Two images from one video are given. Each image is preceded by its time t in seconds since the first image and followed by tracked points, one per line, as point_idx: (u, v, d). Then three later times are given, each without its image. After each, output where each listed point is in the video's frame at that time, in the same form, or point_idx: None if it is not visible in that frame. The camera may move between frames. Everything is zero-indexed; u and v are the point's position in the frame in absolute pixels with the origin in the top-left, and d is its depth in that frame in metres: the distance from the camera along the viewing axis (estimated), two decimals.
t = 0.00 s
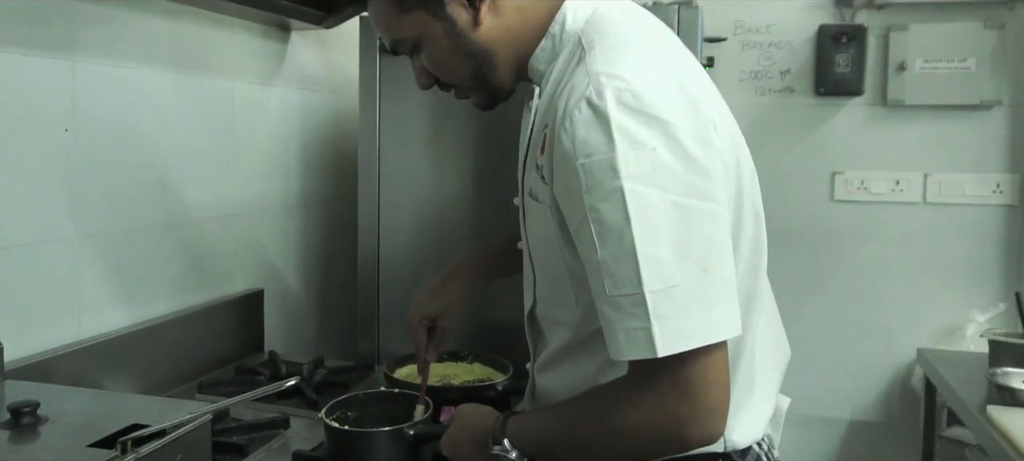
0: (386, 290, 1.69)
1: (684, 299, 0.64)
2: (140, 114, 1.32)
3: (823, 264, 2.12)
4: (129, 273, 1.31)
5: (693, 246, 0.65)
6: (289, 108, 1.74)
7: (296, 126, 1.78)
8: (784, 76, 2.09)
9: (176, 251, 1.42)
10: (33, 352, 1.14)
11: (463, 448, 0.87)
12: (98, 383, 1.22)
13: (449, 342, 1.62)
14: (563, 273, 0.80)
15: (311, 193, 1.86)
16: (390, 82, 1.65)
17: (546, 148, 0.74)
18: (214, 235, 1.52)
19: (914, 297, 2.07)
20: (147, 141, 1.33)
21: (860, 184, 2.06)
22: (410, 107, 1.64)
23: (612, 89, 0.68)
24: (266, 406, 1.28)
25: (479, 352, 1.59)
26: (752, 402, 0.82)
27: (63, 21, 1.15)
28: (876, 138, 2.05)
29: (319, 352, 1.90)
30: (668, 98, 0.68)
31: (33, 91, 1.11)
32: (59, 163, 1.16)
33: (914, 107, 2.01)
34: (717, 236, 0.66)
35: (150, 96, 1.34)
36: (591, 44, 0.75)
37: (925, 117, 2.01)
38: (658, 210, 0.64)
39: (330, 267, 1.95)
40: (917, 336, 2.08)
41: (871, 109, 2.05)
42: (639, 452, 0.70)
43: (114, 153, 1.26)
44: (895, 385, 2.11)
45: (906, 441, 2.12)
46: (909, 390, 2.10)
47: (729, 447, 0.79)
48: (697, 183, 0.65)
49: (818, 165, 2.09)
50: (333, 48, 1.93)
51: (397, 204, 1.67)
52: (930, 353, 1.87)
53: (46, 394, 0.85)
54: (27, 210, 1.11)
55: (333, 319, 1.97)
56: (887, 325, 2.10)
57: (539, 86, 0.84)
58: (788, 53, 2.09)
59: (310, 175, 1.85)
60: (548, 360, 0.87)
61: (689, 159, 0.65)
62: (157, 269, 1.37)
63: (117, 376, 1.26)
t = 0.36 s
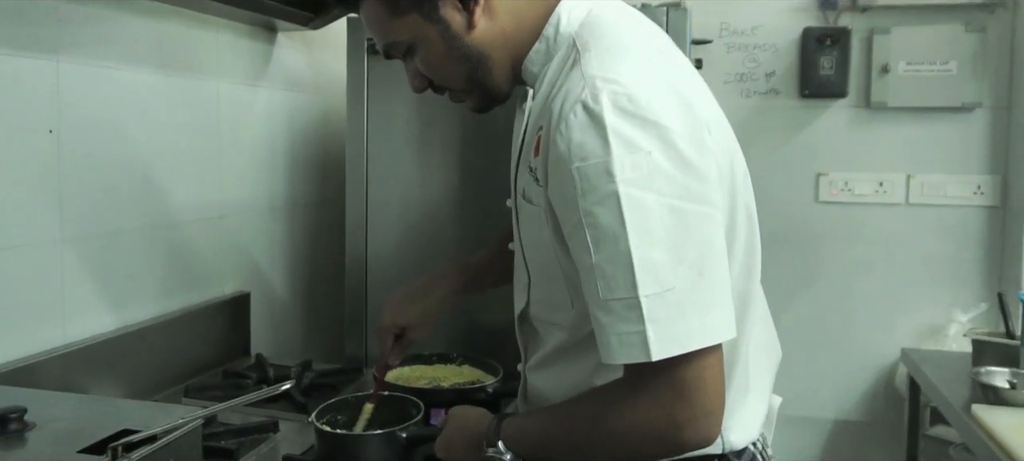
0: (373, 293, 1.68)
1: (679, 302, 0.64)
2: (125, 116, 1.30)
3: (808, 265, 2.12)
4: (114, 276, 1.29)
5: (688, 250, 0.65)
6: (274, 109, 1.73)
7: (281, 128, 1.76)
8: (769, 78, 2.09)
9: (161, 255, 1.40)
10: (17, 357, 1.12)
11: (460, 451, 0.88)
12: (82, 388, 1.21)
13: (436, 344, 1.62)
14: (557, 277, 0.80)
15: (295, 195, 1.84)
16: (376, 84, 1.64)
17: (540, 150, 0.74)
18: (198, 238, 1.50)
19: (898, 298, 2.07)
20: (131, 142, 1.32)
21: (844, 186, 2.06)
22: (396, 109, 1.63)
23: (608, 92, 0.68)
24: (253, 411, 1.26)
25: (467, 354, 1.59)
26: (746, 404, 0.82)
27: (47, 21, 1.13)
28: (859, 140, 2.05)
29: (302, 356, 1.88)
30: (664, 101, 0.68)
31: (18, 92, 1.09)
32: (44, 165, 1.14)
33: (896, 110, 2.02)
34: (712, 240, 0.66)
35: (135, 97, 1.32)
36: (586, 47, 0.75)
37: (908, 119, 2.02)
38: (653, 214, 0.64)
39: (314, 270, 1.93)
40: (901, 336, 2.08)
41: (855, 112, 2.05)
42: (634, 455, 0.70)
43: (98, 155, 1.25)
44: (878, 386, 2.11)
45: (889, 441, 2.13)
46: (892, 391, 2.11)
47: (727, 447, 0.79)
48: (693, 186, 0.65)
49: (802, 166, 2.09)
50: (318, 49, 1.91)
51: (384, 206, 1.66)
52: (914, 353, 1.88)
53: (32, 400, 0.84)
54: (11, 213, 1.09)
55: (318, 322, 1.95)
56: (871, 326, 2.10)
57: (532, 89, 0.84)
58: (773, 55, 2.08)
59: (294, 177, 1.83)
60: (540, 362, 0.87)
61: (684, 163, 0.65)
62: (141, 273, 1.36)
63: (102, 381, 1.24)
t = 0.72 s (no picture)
0: (360, 294, 1.67)
1: (675, 302, 0.65)
2: (111, 116, 1.29)
3: (792, 265, 2.12)
4: (100, 278, 1.28)
5: (684, 251, 0.65)
6: (260, 110, 1.71)
7: (267, 129, 1.75)
8: (753, 81, 2.09)
9: (146, 257, 1.39)
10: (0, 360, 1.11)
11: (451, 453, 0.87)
12: (67, 392, 1.19)
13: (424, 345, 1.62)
14: (550, 278, 0.80)
15: (281, 197, 1.82)
16: (363, 84, 1.63)
17: (536, 151, 0.75)
18: (182, 240, 1.48)
19: (881, 298, 2.08)
20: (116, 143, 1.30)
21: (828, 187, 2.07)
22: (383, 110, 1.63)
23: (604, 93, 0.68)
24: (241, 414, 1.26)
25: (455, 356, 1.59)
26: (737, 404, 0.83)
27: (32, 20, 1.12)
28: (842, 142, 2.06)
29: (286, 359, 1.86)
30: (659, 103, 0.68)
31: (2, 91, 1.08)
32: (28, 166, 1.13)
33: (879, 112, 2.03)
34: (707, 241, 0.66)
35: (121, 97, 1.31)
36: (581, 49, 0.76)
37: (891, 122, 2.03)
38: (650, 214, 0.64)
39: (300, 272, 1.92)
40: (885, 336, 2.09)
41: (838, 113, 2.06)
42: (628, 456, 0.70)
43: (83, 156, 1.23)
44: (863, 386, 2.13)
45: (872, 441, 2.15)
46: (875, 390, 2.12)
47: (717, 448, 0.79)
48: (688, 188, 0.66)
49: (787, 168, 2.09)
50: (303, 50, 1.89)
51: (371, 207, 1.66)
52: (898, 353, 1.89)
53: (19, 404, 0.83)
54: None
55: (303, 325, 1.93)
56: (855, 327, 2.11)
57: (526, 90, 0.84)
58: (757, 58, 2.08)
59: (280, 178, 1.81)
60: (533, 364, 0.87)
61: (680, 164, 0.66)
62: (126, 275, 1.34)
63: (86, 385, 1.23)
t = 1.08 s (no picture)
0: (347, 296, 1.66)
1: (671, 303, 0.65)
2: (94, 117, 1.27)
3: (775, 266, 2.14)
4: (84, 280, 1.27)
5: (679, 252, 0.66)
6: (244, 111, 1.70)
7: (251, 130, 1.73)
8: (736, 83, 2.10)
9: (131, 259, 1.38)
10: None
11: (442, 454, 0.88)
12: (50, 396, 1.18)
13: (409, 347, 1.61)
14: (545, 279, 0.80)
15: (265, 198, 1.81)
16: (350, 85, 1.62)
17: (529, 154, 0.75)
18: (167, 242, 1.47)
19: (864, 298, 2.10)
20: (101, 144, 1.29)
21: (810, 188, 2.09)
22: (370, 111, 1.62)
23: (598, 96, 0.69)
24: (228, 417, 1.25)
25: (441, 357, 1.58)
26: (729, 402, 0.83)
27: (15, 20, 1.11)
28: (824, 144, 2.08)
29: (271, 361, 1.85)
30: (652, 106, 0.69)
31: None
32: (11, 167, 1.12)
33: (860, 114, 2.05)
34: (703, 242, 0.67)
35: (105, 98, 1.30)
36: (572, 52, 0.77)
37: (872, 124, 2.05)
38: (646, 216, 0.65)
39: (285, 273, 1.90)
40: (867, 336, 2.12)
41: (820, 115, 2.07)
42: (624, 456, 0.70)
43: (66, 157, 1.22)
44: (846, 385, 2.15)
45: (854, 439, 2.17)
46: (857, 389, 2.14)
47: (712, 445, 0.80)
48: (683, 189, 0.66)
49: (769, 169, 2.11)
50: (287, 50, 1.88)
51: (357, 209, 1.65)
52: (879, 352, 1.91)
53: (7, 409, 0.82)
54: None
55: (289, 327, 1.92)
56: (838, 328, 2.13)
57: (516, 93, 0.84)
58: (740, 60, 2.09)
59: (265, 179, 1.80)
60: (526, 365, 0.87)
61: (675, 165, 0.66)
62: (110, 278, 1.33)
63: (70, 388, 1.22)
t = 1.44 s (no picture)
0: (331, 297, 1.66)
1: (655, 305, 0.66)
2: (78, 115, 1.26)
3: (757, 267, 2.15)
4: (65, 280, 1.26)
5: (664, 254, 0.66)
6: (229, 110, 1.69)
7: (236, 129, 1.72)
8: (720, 85, 2.11)
9: (114, 259, 1.36)
10: None
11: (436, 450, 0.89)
12: (33, 396, 1.16)
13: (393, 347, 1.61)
14: (532, 280, 0.80)
15: (249, 197, 1.80)
16: (335, 85, 1.62)
17: (517, 154, 0.75)
18: (150, 242, 1.46)
19: (845, 298, 2.13)
20: (85, 143, 1.28)
21: (792, 190, 2.11)
22: (355, 111, 1.62)
23: (587, 98, 0.69)
24: (213, 418, 1.24)
25: (425, 358, 1.58)
26: (715, 403, 0.84)
27: None
28: (806, 146, 2.10)
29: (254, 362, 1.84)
30: (641, 108, 0.70)
31: None
32: None
33: (842, 117, 2.07)
34: (687, 243, 0.68)
35: (90, 97, 1.28)
36: (563, 54, 0.77)
37: (853, 126, 2.08)
38: (631, 218, 0.65)
39: (268, 273, 1.89)
40: (846, 336, 2.14)
41: (803, 118, 2.09)
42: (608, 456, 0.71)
43: (49, 155, 1.21)
44: (826, 385, 2.17)
45: (834, 438, 2.19)
46: (836, 389, 2.17)
47: (700, 444, 0.81)
48: (669, 192, 0.67)
49: (752, 170, 2.12)
50: (272, 49, 1.87)
51: (342, 209, 1.65)
52: (859, 352, 1.93)
53: None
54: None
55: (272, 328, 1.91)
56: (819, 328, 2.15)
57: (506, 94, 0.84)
58: (725, 63, 2.11)
59: (249, 179, 1.79)
60: (513, 364, 0.88)
61: (661, 168, 0.67)
62: (92, 279, 1.32)
63: (53, 388, 1.20)
